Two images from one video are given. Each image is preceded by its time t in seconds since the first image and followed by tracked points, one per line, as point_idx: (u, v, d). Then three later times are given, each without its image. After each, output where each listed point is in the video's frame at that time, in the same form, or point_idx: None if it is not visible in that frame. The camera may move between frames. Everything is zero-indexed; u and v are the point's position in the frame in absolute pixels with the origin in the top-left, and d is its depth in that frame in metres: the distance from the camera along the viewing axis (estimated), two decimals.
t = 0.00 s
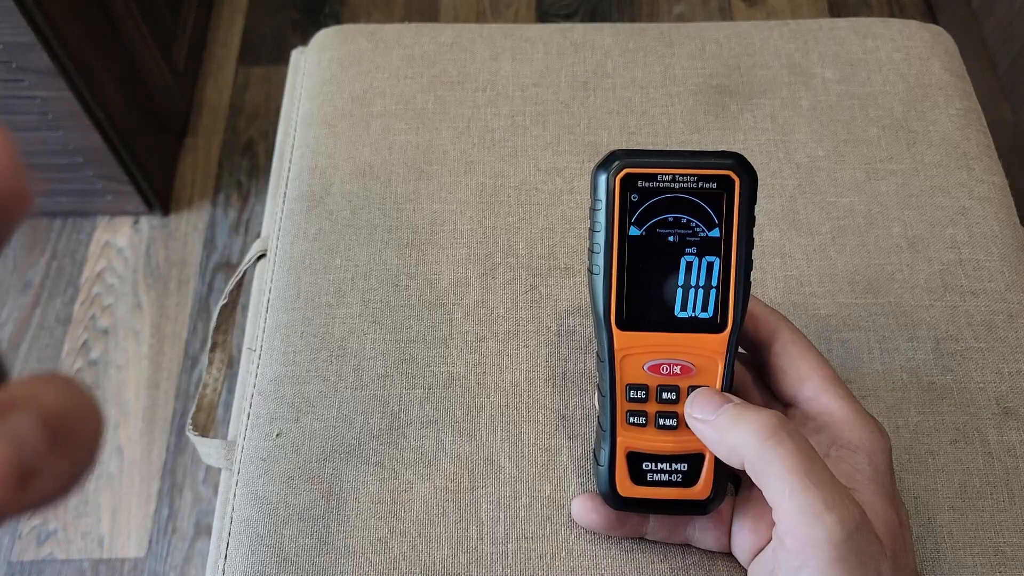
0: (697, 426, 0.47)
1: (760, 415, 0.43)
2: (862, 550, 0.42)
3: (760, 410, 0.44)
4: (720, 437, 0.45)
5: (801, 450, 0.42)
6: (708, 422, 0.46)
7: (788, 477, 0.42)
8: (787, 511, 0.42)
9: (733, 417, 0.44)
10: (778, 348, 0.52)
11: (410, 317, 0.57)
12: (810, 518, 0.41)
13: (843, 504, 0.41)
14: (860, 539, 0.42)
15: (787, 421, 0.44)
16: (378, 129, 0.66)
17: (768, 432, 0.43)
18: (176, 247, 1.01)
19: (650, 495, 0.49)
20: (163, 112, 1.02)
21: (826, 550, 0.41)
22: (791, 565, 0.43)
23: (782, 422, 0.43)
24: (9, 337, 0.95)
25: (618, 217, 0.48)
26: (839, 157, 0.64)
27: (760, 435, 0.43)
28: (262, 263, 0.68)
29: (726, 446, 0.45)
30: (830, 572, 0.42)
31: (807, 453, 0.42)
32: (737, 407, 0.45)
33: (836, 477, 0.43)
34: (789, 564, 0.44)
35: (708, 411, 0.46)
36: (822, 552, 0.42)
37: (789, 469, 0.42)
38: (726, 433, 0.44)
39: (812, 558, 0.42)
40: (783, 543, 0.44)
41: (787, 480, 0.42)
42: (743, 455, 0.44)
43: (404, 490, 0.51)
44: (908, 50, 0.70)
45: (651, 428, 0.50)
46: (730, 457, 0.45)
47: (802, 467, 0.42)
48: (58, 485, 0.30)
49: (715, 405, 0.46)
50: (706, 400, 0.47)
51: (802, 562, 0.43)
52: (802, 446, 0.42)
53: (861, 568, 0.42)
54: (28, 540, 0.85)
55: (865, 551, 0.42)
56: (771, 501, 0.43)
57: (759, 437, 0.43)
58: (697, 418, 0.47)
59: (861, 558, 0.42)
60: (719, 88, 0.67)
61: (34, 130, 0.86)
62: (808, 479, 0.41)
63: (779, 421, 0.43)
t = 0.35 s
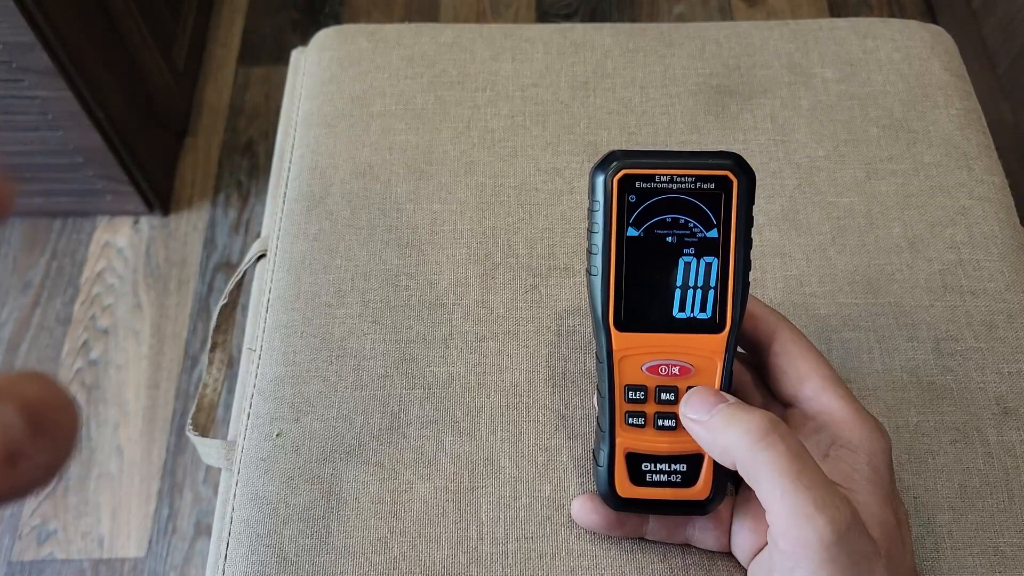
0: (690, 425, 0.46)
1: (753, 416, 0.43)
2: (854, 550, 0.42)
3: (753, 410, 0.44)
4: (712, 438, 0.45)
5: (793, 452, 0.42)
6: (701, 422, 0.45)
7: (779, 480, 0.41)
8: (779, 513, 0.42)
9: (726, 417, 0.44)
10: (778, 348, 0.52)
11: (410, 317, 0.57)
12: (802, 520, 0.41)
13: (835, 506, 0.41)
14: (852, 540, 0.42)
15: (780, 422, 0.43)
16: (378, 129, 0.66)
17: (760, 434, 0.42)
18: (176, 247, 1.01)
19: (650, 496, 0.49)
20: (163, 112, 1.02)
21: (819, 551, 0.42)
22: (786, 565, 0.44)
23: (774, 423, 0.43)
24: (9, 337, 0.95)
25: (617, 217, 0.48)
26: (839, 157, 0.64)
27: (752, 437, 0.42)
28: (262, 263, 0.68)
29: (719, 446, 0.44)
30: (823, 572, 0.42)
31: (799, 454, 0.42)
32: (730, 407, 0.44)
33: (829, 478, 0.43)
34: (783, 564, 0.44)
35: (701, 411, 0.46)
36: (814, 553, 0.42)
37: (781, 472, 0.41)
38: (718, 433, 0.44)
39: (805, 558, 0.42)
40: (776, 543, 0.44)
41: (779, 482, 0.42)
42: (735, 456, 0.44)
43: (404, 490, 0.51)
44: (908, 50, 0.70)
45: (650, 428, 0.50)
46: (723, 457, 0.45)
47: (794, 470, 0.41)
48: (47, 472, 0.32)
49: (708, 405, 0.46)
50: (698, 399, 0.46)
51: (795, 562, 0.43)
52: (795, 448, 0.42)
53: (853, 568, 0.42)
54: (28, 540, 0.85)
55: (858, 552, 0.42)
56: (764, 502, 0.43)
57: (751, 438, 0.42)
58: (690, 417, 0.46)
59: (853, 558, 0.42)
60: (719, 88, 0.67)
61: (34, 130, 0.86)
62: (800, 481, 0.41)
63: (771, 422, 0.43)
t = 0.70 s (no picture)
0: (683, 421, 0.46)
1: (739, 413, 0.43)
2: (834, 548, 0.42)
3: (741, 408, 0.43)
4: (703, 433, 0.45)
5: (775, 449, 0.41)
6: (692, 417, 0.45)
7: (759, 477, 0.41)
8: (760, 511, 0.42)
9: (715, 414, 0.44)
10: (775, 348, 0.52)
11: (411, 317, 0.57)
12: (780, 518, 0.41)
13: (814, 505, 0.41)
14: (830, 539, 0.42)
15: (768, 419, 0.43)
16: (378, 129, 0.66)
17: (745, 432, 0.42)
18: (176, 247, 1.01)
19: (649, 497, 0.49)
20: (163, 112, 1.02)
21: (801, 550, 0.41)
22: (772, 561, 0.44)
23: (761, 420, 0.42)
24: (9, 337, 0.95)
25: (618, 220, 0.48)
26: (839, 157, 0.64)
27: (736, 434, 0.42)
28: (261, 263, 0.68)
29: (708, 442, 0.44)
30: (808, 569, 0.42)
31: (782, 452, 0.41)
32: (720, 404, 0.44)
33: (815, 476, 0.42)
34: (769, 560, 0.44)
35: (693, 407, 0.46)
36: (796, 550, 0.42)
37: (762, 471, 0.41)
38: (708, 430, 0.44)
39: (788, 555, 0.42)
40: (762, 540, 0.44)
41: (760, 481, 0.41)
42: (723, 452, 0.43)
43: (405, 490, 0.51)
44: (908, 50, 0.70)
45: (650, 430, 0.50)
46: (712, 453, 0.45)
47: (774, 469, 0.41)
48: (55, 464, 0.30)
49: (700, 401, 0.45)
50: (690, 396, 0.46)
51: (780, 559, 0.43)
52: (779, 445, 0.42)
53: (837, 566, 0.42)
54: (28, 540, 0.85)
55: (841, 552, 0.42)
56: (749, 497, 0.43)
57: (736, 436, 0.42)
58: (683, 412, 0.46)
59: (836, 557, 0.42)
60: (719, 88, 0.67)
61: (34, 130, 0.86)
62: (780, 479, 0.41)
63: (757, 419, 0.42)
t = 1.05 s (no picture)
0: (713, 411, 0.47)
1: (778, 404, 0.43)
2: (868, 546, 0.42)
3: (779, 401, 0.44)
4: (737, 424, 0.45)
5: (817, 442, 0.42)
6: (725, 408, 0.46)
7: (802, 467, 0.42)
8: (799, 502, 0.42)
9: (752, 404, 0.44)
10: (775, 346, 0.52)
11: (410, 317, 0.57)
12: (821, 510, 0.41)
13: (853, 499, 0.41)
14: (868, 536, 0.42)
15: (806, 412, 0.44)
16: (377, 129, 0.66)
17: (787, 422, 0.42)
18: (176, 247, 1.01)
19: (649, 497, 0.49)
20: (163, 112, 1.02)
21: (835, 543, 0.41)
22: (798, 557, 0.44)
23: (800, 412, 0.43)
24: (9, 337, 0.95)
25: (613, 219, 0.49)
26: (839, 158, 0.64)
27: (777, 424, 0.42)
28: (262, 263, 0.68)
29: (743, 432, 0.44)
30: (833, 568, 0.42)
31: (823, 446, 0.42)
32: (755, 395, 0.44)
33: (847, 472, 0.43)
34: (796, 557, 0.44)
35: (726, 398, 0.46)
36: (829, 546, 0.42)
37: (805, 460, 0.42)
38: (743, 420, 0.44)
39: (820, 551, 0.42)
40: (792, 535, 0.44)
41: (802, 470, 0.42)
42: (760, 442, 0.44)
43: (404, 491, 0.51)
44: (908, 50, 0.70)
45: (648, 430, 0.50)
46: (744, 445, 0.45)
47: (817, 459, 0.41)
48: (48, 462, 0.32)
49: (734, 392, 0.46)
50: (723, 386, 0.46)
51: (809, 554, 0.43)
52: (820, 439, 0.42)
53: (867, 566, 0.42)
54: (28, 540, 0.85)
55: (872, 546, 0.42)
56: (783, 490, 0.43)
57: (777, 426, 0.42)
58: (715, 403, 0.46)
59: (868, 554, 0.42)
60: (718, 88, 0.67)
61: (34, 130, 0.86)
62: (822, 471, 0.41)
63: (797, 412, 0.43)
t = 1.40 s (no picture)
0: (713, 411, 0.47)
1: (778, 405, 0.43)
2: (867, 546, 0.42)
3: (777, 401, 0.44)
4: (736, 424, 0.45)
5: (815, 443, 0.42)
6: (724, 408, 0.46)
7: (799, 468, 0.42)
8: (797, 503, 0.42)
9: (751, 404, 0.44)
10: (775, 347, 0.52)
11: (410, 317, 0.57)
12: (818, 511, 0.41)
13: (851, 500, 0.41)
14: (867, 536, 0.42)
15: (805, 413, 0.43)
16: (378, 129, 0.66)
17: (785, 423, 0.42)
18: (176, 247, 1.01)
19: (648, 497, 0.49)
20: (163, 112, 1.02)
21: (834, 544, 0.41)
22: (797, 558, 0.44)
23: (799, 413, 0.43)
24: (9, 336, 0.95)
25: (611, 220, 0.49)
26: (839, 158, 0.64)
27: (775, 425, 0.42)
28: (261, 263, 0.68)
29: (742, 433, 0.44)
30: (831, 568, 0.42)
31: (821, 446, 0.42)
32: (755, 396, 0.44)
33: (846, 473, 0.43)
34: (795, 557, 0.44)
35: (725, 398, 0.46)
36: (828, 546, 0.42)
37: (803, 461, 0.42)
38: (742, 420, 0.44)
39: (819, 552, 0.42)
40: (789, 536, 0.44)
41: (800, 472, 0.42)
42: (758, 443, 0.44)
43: (404, 491, 0.51)
44: (908, 50, 0.70)
45: (648, 431, 0.50)
46: (743, 445, 0.45)
47: (816, 460, 0.41)
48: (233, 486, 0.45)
49: (733, 393, 0.46)
50: (723, 387, 0.46)
51: (808, 555, 0.43)
52: (818, 439, 0.42)
53: (867, 567, 0.42)
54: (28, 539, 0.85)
55: (872, 546, 0.42)
56: (781, 491, 0.43)
57: (776, 426, 0.42)
58: (714, 403, 0.47)
59: (867, 554, 0.42)
60: (719, 88, 0.67)
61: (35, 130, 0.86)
62: (820, 472, 0.41)
63: (796, 413, 0.43)
